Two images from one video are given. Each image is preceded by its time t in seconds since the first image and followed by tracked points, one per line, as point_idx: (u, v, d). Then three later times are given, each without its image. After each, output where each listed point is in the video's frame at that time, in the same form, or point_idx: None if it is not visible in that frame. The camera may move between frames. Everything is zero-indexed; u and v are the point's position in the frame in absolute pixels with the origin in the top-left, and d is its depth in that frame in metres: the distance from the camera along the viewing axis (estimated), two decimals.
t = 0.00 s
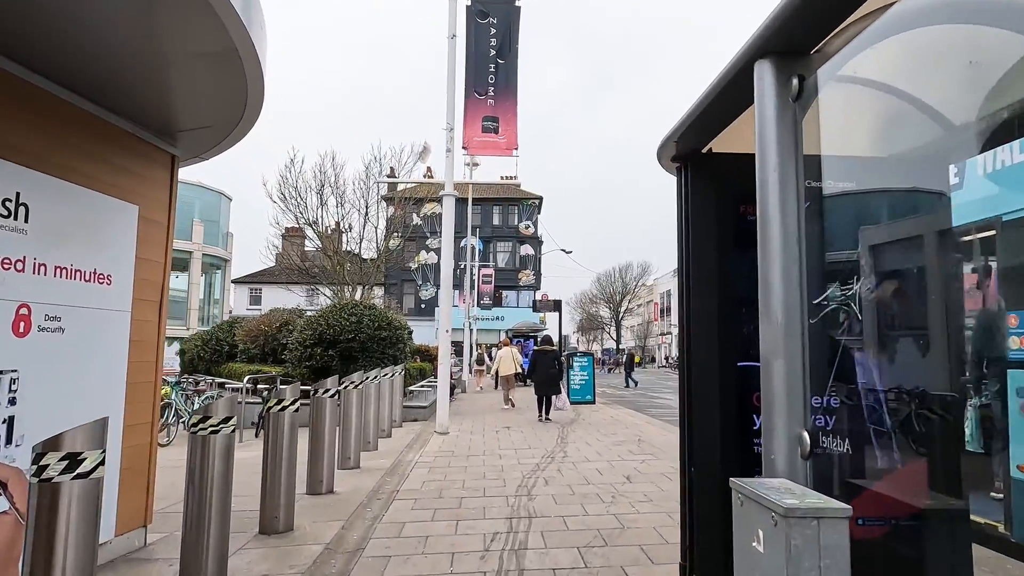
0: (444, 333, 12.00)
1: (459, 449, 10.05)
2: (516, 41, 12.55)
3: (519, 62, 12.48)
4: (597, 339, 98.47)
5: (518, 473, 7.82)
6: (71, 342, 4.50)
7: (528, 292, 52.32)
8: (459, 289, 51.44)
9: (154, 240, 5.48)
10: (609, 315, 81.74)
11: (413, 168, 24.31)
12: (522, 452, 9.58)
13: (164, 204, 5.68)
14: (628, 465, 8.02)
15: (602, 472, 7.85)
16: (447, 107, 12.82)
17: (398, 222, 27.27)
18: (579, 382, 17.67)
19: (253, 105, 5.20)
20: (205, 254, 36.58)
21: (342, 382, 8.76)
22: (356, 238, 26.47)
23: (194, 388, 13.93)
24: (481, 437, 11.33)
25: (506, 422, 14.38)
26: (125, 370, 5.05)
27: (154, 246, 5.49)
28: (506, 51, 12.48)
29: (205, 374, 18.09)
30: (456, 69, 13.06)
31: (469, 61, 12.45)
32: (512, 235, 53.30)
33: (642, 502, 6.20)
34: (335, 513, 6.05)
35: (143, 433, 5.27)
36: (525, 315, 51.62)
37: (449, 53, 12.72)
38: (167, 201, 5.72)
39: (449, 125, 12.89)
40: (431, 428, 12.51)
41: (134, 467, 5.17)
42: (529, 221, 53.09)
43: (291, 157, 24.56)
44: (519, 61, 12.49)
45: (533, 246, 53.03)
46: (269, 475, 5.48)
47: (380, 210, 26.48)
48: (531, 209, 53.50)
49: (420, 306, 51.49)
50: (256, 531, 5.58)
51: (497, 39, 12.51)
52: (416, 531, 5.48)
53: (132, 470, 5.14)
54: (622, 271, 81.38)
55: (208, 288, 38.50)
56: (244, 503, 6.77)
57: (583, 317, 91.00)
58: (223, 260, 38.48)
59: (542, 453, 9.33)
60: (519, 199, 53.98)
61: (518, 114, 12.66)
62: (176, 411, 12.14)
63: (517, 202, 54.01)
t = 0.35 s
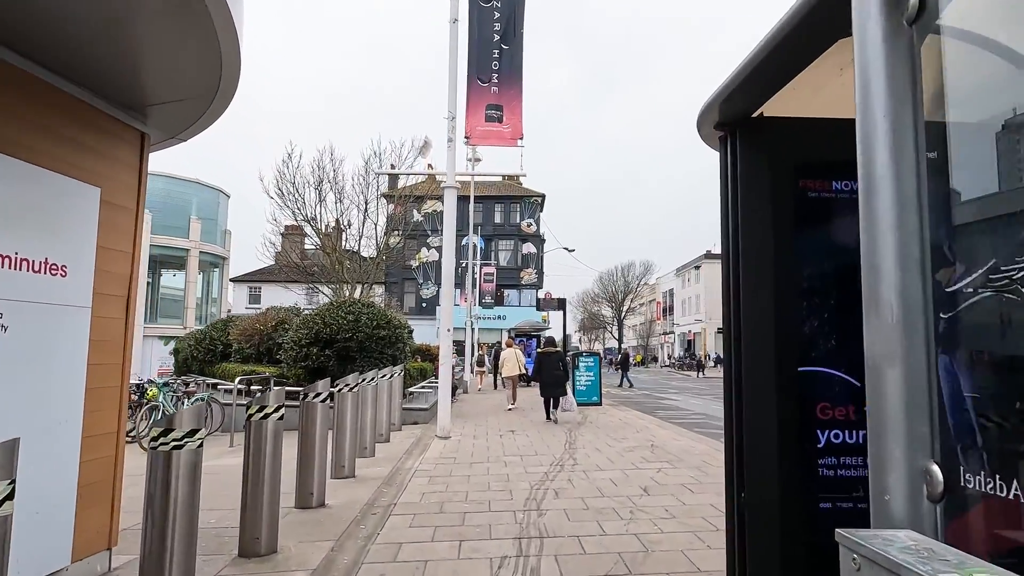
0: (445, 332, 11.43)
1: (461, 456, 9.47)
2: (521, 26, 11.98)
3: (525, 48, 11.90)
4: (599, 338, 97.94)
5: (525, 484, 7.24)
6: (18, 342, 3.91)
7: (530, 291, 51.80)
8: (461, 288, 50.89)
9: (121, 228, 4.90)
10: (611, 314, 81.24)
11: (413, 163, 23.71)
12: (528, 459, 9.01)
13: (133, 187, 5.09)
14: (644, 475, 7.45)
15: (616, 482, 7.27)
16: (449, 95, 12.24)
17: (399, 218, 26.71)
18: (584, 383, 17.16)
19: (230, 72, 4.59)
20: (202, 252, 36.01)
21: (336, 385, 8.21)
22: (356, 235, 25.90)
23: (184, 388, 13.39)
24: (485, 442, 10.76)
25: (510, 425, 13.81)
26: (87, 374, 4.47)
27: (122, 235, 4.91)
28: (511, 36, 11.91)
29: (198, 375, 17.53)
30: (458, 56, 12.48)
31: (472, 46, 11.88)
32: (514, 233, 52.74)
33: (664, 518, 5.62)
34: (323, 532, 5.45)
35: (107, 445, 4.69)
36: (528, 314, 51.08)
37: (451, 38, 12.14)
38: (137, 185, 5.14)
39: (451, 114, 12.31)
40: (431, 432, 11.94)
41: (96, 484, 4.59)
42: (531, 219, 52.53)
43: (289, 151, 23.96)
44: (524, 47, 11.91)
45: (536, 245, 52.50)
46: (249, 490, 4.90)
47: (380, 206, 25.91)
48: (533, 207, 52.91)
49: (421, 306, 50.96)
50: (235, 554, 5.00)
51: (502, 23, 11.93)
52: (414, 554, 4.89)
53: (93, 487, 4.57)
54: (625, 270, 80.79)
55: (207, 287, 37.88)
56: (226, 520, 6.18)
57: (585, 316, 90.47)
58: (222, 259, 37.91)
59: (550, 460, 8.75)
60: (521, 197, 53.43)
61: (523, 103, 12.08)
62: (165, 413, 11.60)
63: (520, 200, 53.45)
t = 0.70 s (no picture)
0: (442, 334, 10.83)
1: (459, 466, 8.87)
2: (522, 11, 11.37)
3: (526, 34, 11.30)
4: (598, 339, 97.37)
5: (528, 500, 6.63)
6: None
7: (529, 291, 51.18)
8: (459, 288, 50.26)
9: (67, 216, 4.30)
10: (610, 315, 80.65)
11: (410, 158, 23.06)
12: (531, 469, 8.41)
13: (83, 169, 4.48)
14: (658, 489, 6.86)
15: (628, 497, 6.66)
16: (446, 84, 11.62)
17: (395, 216, 26.07)
18: (587, 388, 16.54)
19: (190, 39, 3.98)
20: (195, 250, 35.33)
21: (323, 390, 7.61)
22: (351, 233, 25.25)
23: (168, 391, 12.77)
24: (484, 450, 10.15)
25: (510, 429, 13.22)
26: (23, 384, 3.87)
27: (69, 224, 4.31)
28: (511, 22, 11.30)
29: (187, 377, 16.91)
30: (456, 43, 11.86)
31: (470, 33, 11.28)
32: (513, 232, 52.14)
33: (687, 544, 5.00)
34: (304, 559, 4.87)
35: (50, 463, 4.10)
36: (527, 314, 50.47)
37: (449, 23, 11.52)
38: (88, 165, 4.54)
39: (448, 103, 11.71)
40: (428, 439, 11.32)
41: (37, 509, 4.00)
42: (530, 218, 51.96)
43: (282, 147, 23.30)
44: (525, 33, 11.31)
45: (535, 244, 51.91)
46: (217, 507, 4.37)
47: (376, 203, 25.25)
48: (532, 206, 52.24)
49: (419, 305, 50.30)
50: None
51: (502, 7, 11.31)
52: None
53: (34, 512, 3.98)
54: (624, 269, 80.19)
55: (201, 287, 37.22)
56: (197, 544, 5.56)
57: (584, 317, 89.83)
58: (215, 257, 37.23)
59: (554, 471, 8.15)
60: (520, 196, 52.81)
61: (524, 92, 11.47)
62: (146, 419, 11.02)
63: (518, 199, 52.84)
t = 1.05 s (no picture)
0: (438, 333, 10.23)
1: (456, 473, 8.28)
2: None
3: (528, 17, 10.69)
4: (596, 340, 96.82)
5: (532, 514, 6.05)
6: None
7: (528, 291, 50.61)
8: (456, 288, 49.63)
9: None
10: (608, 316, 80.12)
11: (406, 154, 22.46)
12: (533, 478, 7.83)
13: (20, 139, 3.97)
14: (674, 502, 6.29)
15: (640, 510, 6.09)
16: (444, 70, 11.03)
17: (391, 214, 25.47)
18: (588, 390, 15.93)
19: None
20: (188, 248, 34.67)
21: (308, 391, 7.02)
22: (346, 231, 24.63)
23: (148, 391, 12.14)
24: (483, 455, 9.56)
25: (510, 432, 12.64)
26: None
27: None
28: (513, 4, 10.70)
29: (174, 377, 16.30)
30: (455, 26, 11.26)
31: (469, 15, 10.68)
32: (511, 232, 51.55)
33: (713, 569, 4.43)
34: None
35: None
36: (525, 315, 49.91)
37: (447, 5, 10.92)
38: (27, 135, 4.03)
39: (445, 90, 11.11)
40: (423, 444, 10.73)
41: None
42: (529, 218, 51.39)
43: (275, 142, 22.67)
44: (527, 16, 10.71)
45: (533, 244, 51.35)
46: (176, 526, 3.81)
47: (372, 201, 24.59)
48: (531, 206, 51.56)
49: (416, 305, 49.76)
50: None
51: None
52: None
53: None
54: (623, 271, 79.62)
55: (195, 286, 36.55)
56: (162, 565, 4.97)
57: (582, 318, 89.28)
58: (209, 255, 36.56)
59: (559, 480, 7.57)
60: (519, 195, 52.21)
61: (526, 78, 10.87)
62: (125, 421, 10.45)
63: (517, 198, 52.23)
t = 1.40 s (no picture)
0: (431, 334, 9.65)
1: (449, 486, 7.69)
2: None
3: None
4: (592, 341, 96.40)
5: (532, 536, 5.45)
6: None
7: (524, 292, 50.09)
8: (451, 288, 49.04)
9: None
10: (604, 318, 79.66)
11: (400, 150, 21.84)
12: (532, 490, 7.26)
13: None
14: (688, 520, 5.73)
15: (652, 529, 5.52)
16: (438, 56, 10.46)
17: (385, 212, 24.85)
18: (588, 394, 15.36)
19: None
20: (177, 247, 33.99)
21: (287, 396, 6.46)
22: (338, 229, 24.01)
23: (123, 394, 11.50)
24: (478, 465, 8.99)
25: (506, 438, 12.06)
26: None
27: None
28: None
29: (157, 379, 15.64)
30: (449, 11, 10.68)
31: None
32: (507, 232, 50.98)
33: None
34: None
35: None
36: (521, 316, 49.37)
37: None
38: None
39: (439, 77, 10.53)
40: (415, 451, 10.16)
41: None
42: (525, 218, 50.86)
43: (265, 137, 22.03)
44: None
45: (529, 244, 50.81)
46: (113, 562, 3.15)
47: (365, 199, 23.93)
48: (527, 206, 51.01)
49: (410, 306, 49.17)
50: None
51: None
52: None
53: None
54: (619, 272, 79.14)
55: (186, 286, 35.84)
56: None
57: (578, 320, 88.79)
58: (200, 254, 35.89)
59: (561, 493, 6.99)
60: (515, 195, 51.63)
61: (524, 65, 10.30)
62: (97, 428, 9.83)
63: (513, 198, 51.64)
